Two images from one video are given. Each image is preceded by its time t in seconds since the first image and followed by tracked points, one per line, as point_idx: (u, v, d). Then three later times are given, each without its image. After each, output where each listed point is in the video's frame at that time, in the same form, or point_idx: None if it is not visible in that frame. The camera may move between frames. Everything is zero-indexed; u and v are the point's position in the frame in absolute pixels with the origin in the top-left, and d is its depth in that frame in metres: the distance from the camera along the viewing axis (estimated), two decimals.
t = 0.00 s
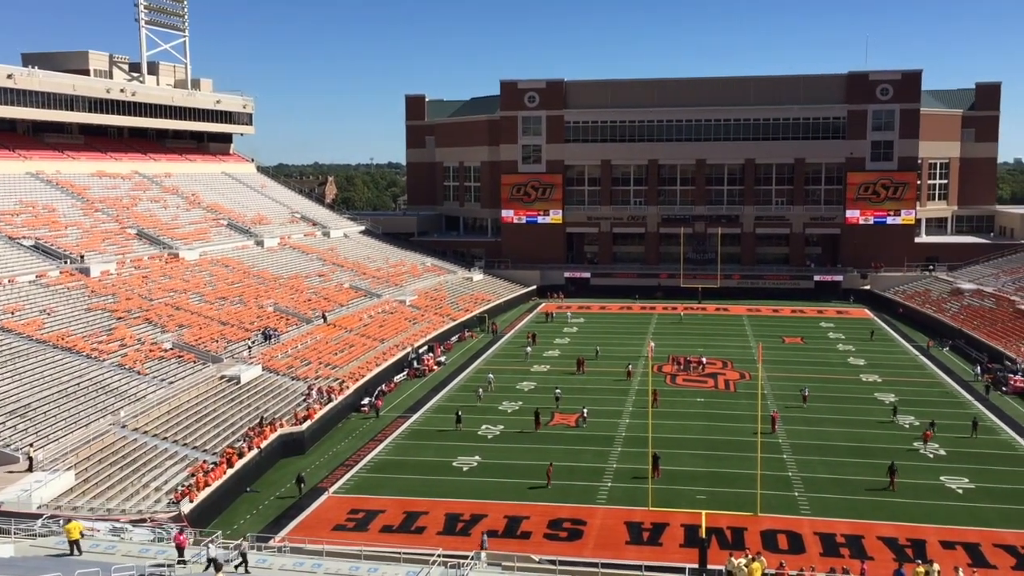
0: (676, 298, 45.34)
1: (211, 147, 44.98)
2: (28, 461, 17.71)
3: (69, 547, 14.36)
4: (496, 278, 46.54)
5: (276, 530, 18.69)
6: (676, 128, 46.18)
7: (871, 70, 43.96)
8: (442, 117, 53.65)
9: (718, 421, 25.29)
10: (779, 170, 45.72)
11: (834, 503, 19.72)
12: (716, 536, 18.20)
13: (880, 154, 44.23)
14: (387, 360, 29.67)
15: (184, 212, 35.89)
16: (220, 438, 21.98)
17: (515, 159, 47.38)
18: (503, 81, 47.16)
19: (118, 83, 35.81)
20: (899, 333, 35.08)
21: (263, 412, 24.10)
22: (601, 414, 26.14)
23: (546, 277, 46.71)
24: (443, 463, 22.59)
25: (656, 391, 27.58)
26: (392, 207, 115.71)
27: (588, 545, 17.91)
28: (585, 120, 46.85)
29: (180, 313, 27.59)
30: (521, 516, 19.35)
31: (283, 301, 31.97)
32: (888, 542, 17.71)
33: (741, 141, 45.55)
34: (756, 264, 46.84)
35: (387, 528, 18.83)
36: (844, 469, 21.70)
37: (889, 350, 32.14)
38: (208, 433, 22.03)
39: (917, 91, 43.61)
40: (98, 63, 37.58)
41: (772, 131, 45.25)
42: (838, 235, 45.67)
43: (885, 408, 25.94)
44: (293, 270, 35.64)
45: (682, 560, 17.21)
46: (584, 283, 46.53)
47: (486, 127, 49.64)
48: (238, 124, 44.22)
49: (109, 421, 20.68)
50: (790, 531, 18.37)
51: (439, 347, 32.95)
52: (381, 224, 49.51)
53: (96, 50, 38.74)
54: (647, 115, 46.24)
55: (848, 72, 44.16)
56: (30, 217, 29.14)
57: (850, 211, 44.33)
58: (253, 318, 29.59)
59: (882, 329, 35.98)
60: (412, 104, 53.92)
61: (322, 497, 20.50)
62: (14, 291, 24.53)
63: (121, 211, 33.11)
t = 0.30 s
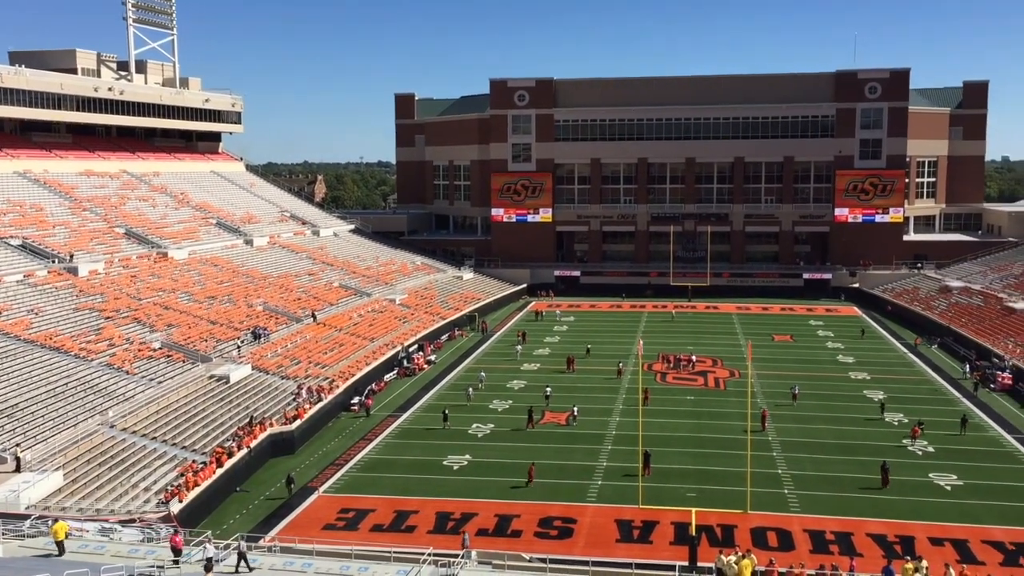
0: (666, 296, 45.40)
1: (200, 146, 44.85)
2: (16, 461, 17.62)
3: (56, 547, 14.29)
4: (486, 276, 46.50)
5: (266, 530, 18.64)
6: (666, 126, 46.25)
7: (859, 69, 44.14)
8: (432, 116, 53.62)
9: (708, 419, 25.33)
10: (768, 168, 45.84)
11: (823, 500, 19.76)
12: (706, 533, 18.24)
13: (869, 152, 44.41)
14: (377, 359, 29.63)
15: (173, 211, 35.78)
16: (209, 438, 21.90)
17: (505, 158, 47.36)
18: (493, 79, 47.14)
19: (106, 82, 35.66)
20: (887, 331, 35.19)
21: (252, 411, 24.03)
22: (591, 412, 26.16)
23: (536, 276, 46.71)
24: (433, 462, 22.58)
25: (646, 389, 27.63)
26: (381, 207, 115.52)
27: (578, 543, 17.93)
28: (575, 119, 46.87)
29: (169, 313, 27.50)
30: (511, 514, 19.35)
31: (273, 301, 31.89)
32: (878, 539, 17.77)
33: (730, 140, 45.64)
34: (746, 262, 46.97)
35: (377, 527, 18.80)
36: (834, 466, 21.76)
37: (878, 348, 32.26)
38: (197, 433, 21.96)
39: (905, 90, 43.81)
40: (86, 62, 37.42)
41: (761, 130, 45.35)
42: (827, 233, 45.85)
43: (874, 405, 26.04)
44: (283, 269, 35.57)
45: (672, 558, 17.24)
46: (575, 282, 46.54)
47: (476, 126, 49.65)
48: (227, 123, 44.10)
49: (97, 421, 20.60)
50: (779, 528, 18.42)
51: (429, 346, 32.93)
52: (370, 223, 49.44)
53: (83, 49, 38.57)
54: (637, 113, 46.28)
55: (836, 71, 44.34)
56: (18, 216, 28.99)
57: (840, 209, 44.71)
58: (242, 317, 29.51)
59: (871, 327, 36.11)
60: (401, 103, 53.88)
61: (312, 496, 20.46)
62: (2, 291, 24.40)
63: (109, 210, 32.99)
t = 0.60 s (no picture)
0: (655, 295, 45.48)
1: (187, 144, 44.69)
2: (2, 462, 17.53)
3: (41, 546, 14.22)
4: (475, 275, 46.46)
5: (255, 530, 18.60)
6: (654, 125, 46.32)
7: (847, 68, 44.29)
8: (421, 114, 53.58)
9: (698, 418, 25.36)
10: (756, 167, 45.98)
11: (811, 498, 19.83)
12: (695, 531, 18.28)
13: (856, 151, 44.59)
14: (367, 359, 29.58)
15: (161, 210, 35.64)
16: (197, 438, 21.82)
17: (494, 156, 47.32)
18: (482, 78, 47.11)
19: (92, 81, 35.47)
20: (876, 329, 35.32)
21: (241, 411, 23.95)
22: (581, 411, 26.18)
23: (525, 275, 46.72)
24: (422, 461, 22.57)
25: (635, 388, 27.67)
26: (370, 205, 115.35)
27: (568, 542, 17.95)
28: (564, 118, 46.87)
29: (157, 312, 27.38)
30: (500, 513, 19.35)
31: (261, 300, 31.79)
32: (865, 536, 17.84)
33: (719, 139, 45.74)
34: (735, 261, 47.08)
35: (366, 526, 18.76)
36: (822, 464, 21.83)
37: (866, 346, 32.38)
38: (185, 433, 21.87)
39: (893, 89, 44.00)
40: (72, 60, 37.24)
41: (750, 129, 45.47)
42: (815, 232, 46.03)
43: (862, 403, 26.13)
44: (271, 268, 35.48)
45: (662, 556, 17.27)
46: (564, 281, 46.55)
47: (465, 124, 49.64)
48: (214, 122, 43.96)
49: (85, 421, 20.49)
50: (768, 526, 18.47)
51: (418, 345, 32.90)
52: (359, 222, 49.34)
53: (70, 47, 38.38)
54: (626, 112, 46.30)
55: (824, 71, 44.49)
56: (4, 215, 28.82)
57: (827, 208, 44.90)
58: (231, 316, 29.42)
59: (859, 325, 36.24)
60: (390, 102, 53.79)
61: (301, 495, 20.42)
62: None
63: (96, 209, 32.84)
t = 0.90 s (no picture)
0: (644, 294, 45.55)
1: (174, 144, 44.53)
2: None
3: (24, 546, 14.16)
4: (465, 275, 46.42)
5: (243, 530, 18.54)
6: (643, 125, 46.39)
7: (834, 68, 44.46)
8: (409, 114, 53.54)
9: (687, 417, 25.39)
10: (744, 167, 46.12)
11: (799, 496, 19.92)
12: (684, 530, 18.32)
13: (844, 151, 44.75)
14: (355, 358, 29.54)
15: (148, 209, 35.51)
16: (185, 438, 21.73)
17: (483, 156, 47.30)
18: (471, 78, 47.09)
19: (78, 80, 35.29)
20: (863, 329, 35.47)
21: (229, 411, 23.88)
22: (569, 410, 26.20)
23: (514, 274, 46.72)
24: (411, 461, 22.53)
25: (623, 387, 27.71)
26: (358, 205, 115.19)
27: (557, 541, 17.96)
28: (552, 117, 46.88)
29: (144, 312, 27.28)
30: (490, 513, 19.35)
31: (249, 300, 31.69)
32: (853, 535, 17.91)
33: (707, 138, 45.84)
34: (723, 260, 47.20)
35: (355, 526, 18.73)
36: (810, 463, 21.89)
37: (854, 345, 32.50)
38: (173, 433, 21.79)
39: (880, 89, 44.18)
40: (59, 59, 37.05)
41: (738, 129, 45.59)
42: (803, 231, 46.18)
43: (851, 402, 26.22)
44: (260, 268, 35.40)
45: (651, 555, 17.30)
46: (552, 281, 46.56)
47: (453, 124, 49.63)
48: (202, 121, 43.82)
49: (72, 421, 20.39)
50: (756, 524, 18.52)
51: (407, 344, 32.87)
52: (348, 221, 49.24)
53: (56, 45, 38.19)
54: (614, 111, 46.33)
55: (812, 71, 44.65)
56: None
57: (815, 207, 45.04)
58: (219, 316, 29.33)
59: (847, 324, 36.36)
60: (378, 101, 53.71)
61: (290, 496, 20.37)
62: None
63: (82, 209, 32.69)
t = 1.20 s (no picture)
0: (632, 294, 45.63)
1: (161, 143, 44.34)
2: None
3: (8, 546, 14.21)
4: (453, 275, 46.39)
5: (230, 531, 18.49)
6: (631, 125, 46.45)
7: (821, 68, 44.62)
8: (397, 114, 53.49)
9: (675, 416, 25.47)
10: (732, 167, 46.28)
11: (785, 495, 20.02)
12: (672, 530, 18.37)
13: (831, 151, 44.93)
14: (343, 358, 29.50)
15: (134, 209, 35.36)
16: (172, 439, 21.65)
17: (471, 156, 47.27)
18: (459, 77, 47.06)
19: (64, 79, 35.12)
20: (850, 328, 35.64)
21: (216, 411, 23.81)
22: (556, 410, 26.23)
23: (502, 274, 46.72)
24: (399, 461, 22.51)
25: (611, 386, 27.77)
26: (346, 205, 114.99)
27: (545, 540, 17.98)
28: (541, 117, 46.90)
29: (131, 312, 27.16)
30: (478, 512, 19.35)
31: (236, 300, 31.60)
32: (840, 533, 17.99)
33: (695, 138, 45.94)
34: (711, 260, 47.32)
35: (343, 526, 18.70)
36: (798, 462, 21.98)
37: (841, 344, 32.64)
38: (159, 433, 21.71)
39: (866, 90, 44.37)
40: (44, 58, 36.86)
41: (725, 128, 45.71)
42: (790, 231, 46.34)
43: (838, 401, 26.34)
44: (247, 268, 35.31)
45: (640, 554, 17.33)
46: (541, 280, 46.59)
47: (442, 124, 49.59)
48: (189, 120, 43.66)
49: (58, 422, 20.28)
50: (744, 523, 18.58)
51: (395, 344, 32.84)
52: (336, 221, 49.16)
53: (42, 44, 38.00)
54: (602, 111, 46.37)
55: (799, 71, 44.80)
56: None
57: (802, 207, 45.21)
58: (206, 316, 29.22)
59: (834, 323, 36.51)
60: (366, 101, 53.63)
61: (277, 496, 20.33)
62: None
63: (68, 208, 32.53)
